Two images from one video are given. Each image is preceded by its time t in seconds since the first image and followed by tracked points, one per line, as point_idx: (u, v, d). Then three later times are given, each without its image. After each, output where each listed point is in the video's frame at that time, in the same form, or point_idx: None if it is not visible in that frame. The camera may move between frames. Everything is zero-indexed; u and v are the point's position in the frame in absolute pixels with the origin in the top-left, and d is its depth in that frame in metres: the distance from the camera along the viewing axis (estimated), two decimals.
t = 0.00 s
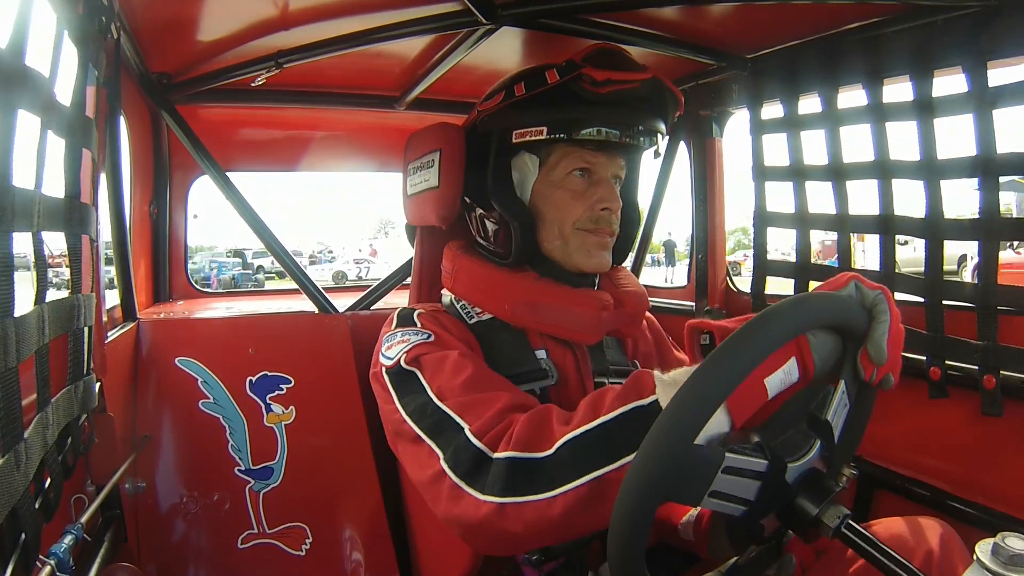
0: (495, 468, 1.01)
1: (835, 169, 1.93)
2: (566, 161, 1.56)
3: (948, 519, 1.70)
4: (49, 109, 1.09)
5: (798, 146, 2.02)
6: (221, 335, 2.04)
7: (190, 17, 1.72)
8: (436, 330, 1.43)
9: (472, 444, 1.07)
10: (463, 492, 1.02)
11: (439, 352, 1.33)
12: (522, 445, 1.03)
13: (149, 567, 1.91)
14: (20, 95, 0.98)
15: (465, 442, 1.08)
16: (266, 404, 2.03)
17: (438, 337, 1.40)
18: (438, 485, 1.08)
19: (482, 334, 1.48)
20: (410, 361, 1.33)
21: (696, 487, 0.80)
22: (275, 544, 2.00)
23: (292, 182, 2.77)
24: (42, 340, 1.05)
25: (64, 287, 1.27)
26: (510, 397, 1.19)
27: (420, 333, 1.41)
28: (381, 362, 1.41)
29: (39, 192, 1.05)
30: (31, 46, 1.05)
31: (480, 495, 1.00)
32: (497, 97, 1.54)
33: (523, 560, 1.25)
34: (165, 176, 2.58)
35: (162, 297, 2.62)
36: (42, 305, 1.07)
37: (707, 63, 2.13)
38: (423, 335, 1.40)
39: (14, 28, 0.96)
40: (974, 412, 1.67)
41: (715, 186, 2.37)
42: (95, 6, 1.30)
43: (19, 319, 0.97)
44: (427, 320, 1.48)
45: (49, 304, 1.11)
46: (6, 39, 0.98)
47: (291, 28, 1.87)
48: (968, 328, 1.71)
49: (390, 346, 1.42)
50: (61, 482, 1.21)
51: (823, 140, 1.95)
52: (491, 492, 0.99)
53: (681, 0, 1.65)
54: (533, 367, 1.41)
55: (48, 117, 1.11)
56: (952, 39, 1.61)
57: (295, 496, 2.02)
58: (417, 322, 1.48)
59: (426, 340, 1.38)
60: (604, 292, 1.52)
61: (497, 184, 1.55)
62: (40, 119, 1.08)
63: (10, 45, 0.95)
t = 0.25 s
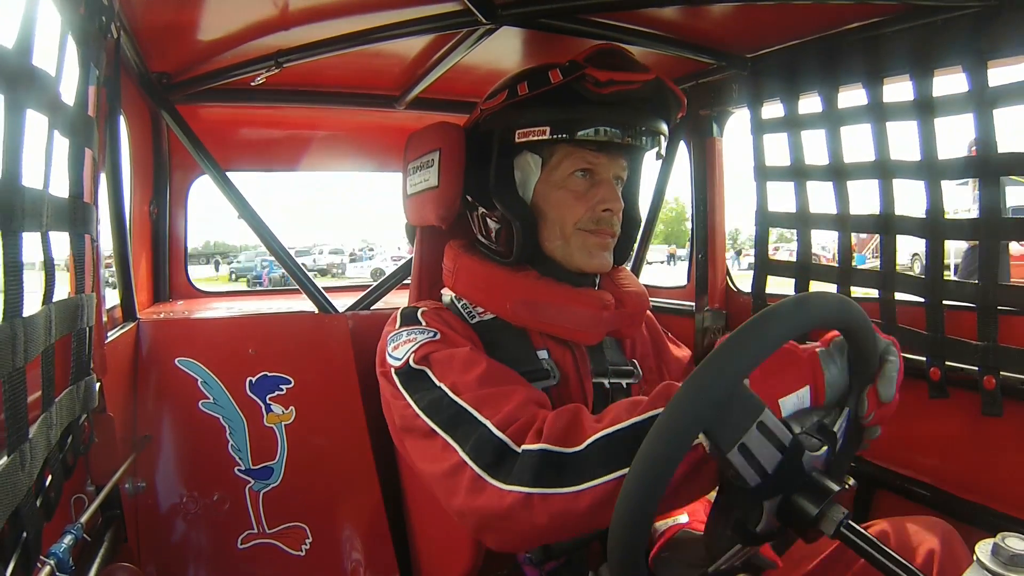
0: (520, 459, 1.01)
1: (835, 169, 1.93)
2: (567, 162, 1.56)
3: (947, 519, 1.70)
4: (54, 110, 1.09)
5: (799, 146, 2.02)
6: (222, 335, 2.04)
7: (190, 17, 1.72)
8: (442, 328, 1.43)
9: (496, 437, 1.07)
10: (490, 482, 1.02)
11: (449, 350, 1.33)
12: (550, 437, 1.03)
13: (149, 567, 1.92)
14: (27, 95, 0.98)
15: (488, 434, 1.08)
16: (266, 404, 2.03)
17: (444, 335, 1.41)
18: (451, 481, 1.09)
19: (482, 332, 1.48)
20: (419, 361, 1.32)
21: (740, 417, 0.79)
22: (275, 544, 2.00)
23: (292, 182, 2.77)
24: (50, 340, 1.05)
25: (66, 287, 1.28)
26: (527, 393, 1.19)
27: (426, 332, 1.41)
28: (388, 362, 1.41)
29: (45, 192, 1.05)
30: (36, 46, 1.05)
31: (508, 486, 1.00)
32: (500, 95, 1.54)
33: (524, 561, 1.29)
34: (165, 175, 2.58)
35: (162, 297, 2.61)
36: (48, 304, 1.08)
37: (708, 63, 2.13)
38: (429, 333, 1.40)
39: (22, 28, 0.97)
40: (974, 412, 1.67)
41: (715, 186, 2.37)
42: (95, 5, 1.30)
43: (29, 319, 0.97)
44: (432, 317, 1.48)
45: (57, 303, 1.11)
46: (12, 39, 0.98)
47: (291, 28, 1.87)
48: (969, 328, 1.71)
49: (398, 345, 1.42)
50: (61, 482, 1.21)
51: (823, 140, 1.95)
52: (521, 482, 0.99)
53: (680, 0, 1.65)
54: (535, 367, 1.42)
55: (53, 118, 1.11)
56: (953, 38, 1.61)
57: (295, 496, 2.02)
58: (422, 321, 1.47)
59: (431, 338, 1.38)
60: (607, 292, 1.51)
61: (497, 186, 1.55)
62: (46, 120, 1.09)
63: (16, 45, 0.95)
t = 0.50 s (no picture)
0: (515, 474, 1.06)
1: (835, 169, 1.93)
2: (566, 161, 1.56)
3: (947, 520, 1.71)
4: (57, 110, 1.09)
5: (799, 146, 2.02)
6: (221, 335, 2.04)
7: (191, 17, 1.72)
8: (443, 326, 1.43)
9: (491, 447, 1.11)
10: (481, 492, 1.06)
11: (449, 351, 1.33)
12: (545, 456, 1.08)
13: (149, 567, 1.92)
14: (31, 95, 0.98)
15: (483, 443, 1.11)
16: (266, 404, 2.03)
17: (446, 333, 1.41)
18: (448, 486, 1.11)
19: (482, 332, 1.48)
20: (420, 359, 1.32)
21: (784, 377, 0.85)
22: (275, 544, 2.00)
23: (292, 182, 2.77)
24: (53, 341, 1.05)
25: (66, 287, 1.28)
26: (524, 411, 1.21)
27: (427, 330, 1.40)
28: (388, 359, 1.41)
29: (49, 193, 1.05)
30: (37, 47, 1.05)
31: (499, 498, 1.05)
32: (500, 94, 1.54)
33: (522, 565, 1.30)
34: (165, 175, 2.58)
35: (162, 297, 2.61)
36: (53, 305, 1.08)
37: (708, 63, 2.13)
38: (431, 332, 1.40)
39: (24, 29, 0.96)
40: (974, 412, 1.67)
41: (715, 185, 2.37)
42: (96, 6, 1.30)
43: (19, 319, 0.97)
44: (434, 315, 1.47)
45: (62, 303, 1.11)
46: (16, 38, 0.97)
47: (291, 28, 1.87)
48: (968, 328, 1.71)
49: (397, 343, 1.42)
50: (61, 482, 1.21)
51: (824, 140, 1.95)
52: (513, 497, 1.03)
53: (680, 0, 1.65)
54: (532, 367, 1.42)
55: (58, 117, 1.11)
56: (954, 38, 1.61)
57: (295, 496, 2.02)
58: (424, 318, 1.47)
59: (433, 337, 1.38)
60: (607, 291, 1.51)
61: (496, 185, 1.55)
62: (52, 120, 1.09)
63: (20, 45, 0.95)
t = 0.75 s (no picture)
0: (514, 473, 1.06)
1: (835, 169, 1.93)
2: (563, 160, 1.56)
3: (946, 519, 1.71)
4: (50, 109, 1.09)
5: (799, 146, 2.02)
6: (221, 335, 2.04)
7: (190, 17, 1.71)
8: (444, 326, 1.43)
9: (490, 446, 1.11)
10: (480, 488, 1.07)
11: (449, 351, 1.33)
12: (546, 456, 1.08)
13: (149, 567, 1.92)
14: (22, 96, 0.98)
15: (482, 442, 1.12)
16: (266, 404, 2.03)
17: (446, 333, 1.41)
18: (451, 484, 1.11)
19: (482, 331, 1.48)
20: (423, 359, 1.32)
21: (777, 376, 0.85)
22: (276, 544, 2.00)
23: (292, 182, 2.77)
24: (45, 340, 1.05)
25: (64, 287, 1.28)
26: (522, 414, 1.21)
27: (427, 330, 1.40)
28: (388, 358, 1.40)
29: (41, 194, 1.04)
30: (31, 46, 1.05)
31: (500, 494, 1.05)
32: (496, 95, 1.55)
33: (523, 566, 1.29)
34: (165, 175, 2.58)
35: (162, 297, 2.61)
36: (44, 305, 1.07)
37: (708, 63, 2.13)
38: (431, 331, 1.40)
39: (16, 28, 0.96)
40: (974, 412, 1.67)
41: (715, 185, 2.37)
42: (95, 6, 1.30)
43: (15, 319, 0.96)
44: (434, 314, 1.47)
45: (53, 305, 1.11)
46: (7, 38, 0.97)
47: (291, 28, 1.87)
48: (968, 329, 1.71)
49: (397, 342, 1.42)
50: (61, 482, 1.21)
51: (824, 140, 1.95)
52: (512, 495, 1.04)
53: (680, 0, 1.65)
54: (532, 367, 1.42)
55: (49, 118, 1.11)
56: (954, 39, 1.61)
57: (295, 496, 2.02)
58: (424, 317, 1.47)
59: (433, 336, 1.38)
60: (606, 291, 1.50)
61: (494, 185, 1.55)
62: (43, 119, 1.08)
63: (13, 45, 0.94)
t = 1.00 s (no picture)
0: (518, 461, 1.06)
1: (835, 169, 1.93)
2: (561, 159, 1.56)
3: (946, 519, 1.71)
4: (43, 109, 1.09)
5: (798, 146, 2.02)
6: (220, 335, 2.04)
7: (189, 17, 1.71)
8: (445, 323, 1.43)
9: (493, 433, 1.11)
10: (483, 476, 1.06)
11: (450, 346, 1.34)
12: (551, 444, 1.09)
13: (150, 567, 1.91)
14: (16, 96, 0.98)
15: (485, 430, 1.12)
16: (266, 404, 2.03)
17: (448, 330, 1.41)
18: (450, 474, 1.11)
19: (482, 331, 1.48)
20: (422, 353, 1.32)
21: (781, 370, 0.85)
22: (276, 544, 2.00)
23: (292, 182, 2.77)
24: (37, 339, 1.05)
25: (64, 287, 1.28)
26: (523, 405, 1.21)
27: (428, 326, 1.40)
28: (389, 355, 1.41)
29: (32, 195, 1.04)
30: (27, 46, 1.05)
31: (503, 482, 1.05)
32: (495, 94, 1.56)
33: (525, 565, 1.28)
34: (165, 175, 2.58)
35: (162, 297, 2.61)
36: (35, 304, 1.07)
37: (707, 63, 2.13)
38: (432, 327, 1.40)
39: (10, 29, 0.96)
40: (974, 412, 1.67)
41: (715, 185, 2.37)
42: (94, 5, 1.30)
43: (14, 319, 0.96)
44: (435, 312, 1.48)
45: (45, 304, 1.10)
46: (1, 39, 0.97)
47: (290, 28, 1.87)
48: (968, 329, 1.71)
49: (399, 338, 1.42)
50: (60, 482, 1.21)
51: (824, 140, 1.95)
52: (517, 483, 1.04)
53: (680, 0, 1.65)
54: (532, 367, 1.42)
55: (45, 118, 1.11)
56: (953, 39, 1.61)
57: (295, 496, 2.02)
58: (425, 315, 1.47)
59: (434, 333, 1.38)
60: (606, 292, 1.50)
61: (493, 185, 1.56)
62: (35, 119, 1.08)
63: (7, 45, 0.94)
